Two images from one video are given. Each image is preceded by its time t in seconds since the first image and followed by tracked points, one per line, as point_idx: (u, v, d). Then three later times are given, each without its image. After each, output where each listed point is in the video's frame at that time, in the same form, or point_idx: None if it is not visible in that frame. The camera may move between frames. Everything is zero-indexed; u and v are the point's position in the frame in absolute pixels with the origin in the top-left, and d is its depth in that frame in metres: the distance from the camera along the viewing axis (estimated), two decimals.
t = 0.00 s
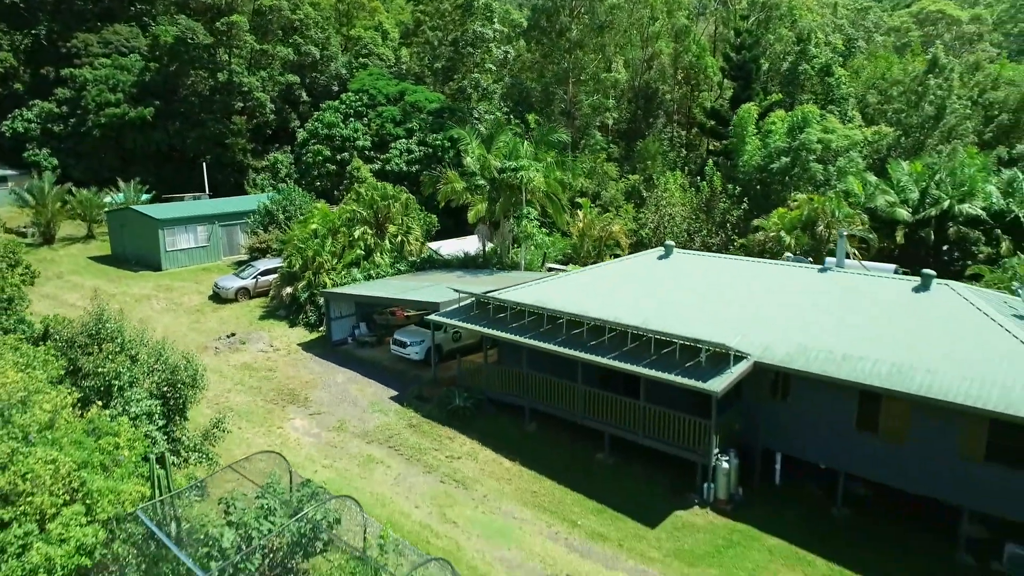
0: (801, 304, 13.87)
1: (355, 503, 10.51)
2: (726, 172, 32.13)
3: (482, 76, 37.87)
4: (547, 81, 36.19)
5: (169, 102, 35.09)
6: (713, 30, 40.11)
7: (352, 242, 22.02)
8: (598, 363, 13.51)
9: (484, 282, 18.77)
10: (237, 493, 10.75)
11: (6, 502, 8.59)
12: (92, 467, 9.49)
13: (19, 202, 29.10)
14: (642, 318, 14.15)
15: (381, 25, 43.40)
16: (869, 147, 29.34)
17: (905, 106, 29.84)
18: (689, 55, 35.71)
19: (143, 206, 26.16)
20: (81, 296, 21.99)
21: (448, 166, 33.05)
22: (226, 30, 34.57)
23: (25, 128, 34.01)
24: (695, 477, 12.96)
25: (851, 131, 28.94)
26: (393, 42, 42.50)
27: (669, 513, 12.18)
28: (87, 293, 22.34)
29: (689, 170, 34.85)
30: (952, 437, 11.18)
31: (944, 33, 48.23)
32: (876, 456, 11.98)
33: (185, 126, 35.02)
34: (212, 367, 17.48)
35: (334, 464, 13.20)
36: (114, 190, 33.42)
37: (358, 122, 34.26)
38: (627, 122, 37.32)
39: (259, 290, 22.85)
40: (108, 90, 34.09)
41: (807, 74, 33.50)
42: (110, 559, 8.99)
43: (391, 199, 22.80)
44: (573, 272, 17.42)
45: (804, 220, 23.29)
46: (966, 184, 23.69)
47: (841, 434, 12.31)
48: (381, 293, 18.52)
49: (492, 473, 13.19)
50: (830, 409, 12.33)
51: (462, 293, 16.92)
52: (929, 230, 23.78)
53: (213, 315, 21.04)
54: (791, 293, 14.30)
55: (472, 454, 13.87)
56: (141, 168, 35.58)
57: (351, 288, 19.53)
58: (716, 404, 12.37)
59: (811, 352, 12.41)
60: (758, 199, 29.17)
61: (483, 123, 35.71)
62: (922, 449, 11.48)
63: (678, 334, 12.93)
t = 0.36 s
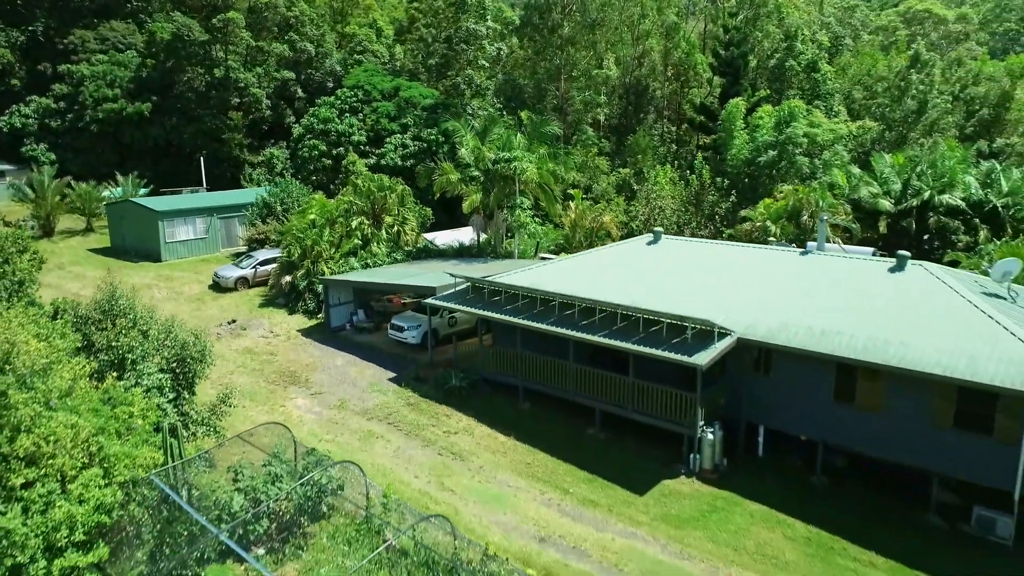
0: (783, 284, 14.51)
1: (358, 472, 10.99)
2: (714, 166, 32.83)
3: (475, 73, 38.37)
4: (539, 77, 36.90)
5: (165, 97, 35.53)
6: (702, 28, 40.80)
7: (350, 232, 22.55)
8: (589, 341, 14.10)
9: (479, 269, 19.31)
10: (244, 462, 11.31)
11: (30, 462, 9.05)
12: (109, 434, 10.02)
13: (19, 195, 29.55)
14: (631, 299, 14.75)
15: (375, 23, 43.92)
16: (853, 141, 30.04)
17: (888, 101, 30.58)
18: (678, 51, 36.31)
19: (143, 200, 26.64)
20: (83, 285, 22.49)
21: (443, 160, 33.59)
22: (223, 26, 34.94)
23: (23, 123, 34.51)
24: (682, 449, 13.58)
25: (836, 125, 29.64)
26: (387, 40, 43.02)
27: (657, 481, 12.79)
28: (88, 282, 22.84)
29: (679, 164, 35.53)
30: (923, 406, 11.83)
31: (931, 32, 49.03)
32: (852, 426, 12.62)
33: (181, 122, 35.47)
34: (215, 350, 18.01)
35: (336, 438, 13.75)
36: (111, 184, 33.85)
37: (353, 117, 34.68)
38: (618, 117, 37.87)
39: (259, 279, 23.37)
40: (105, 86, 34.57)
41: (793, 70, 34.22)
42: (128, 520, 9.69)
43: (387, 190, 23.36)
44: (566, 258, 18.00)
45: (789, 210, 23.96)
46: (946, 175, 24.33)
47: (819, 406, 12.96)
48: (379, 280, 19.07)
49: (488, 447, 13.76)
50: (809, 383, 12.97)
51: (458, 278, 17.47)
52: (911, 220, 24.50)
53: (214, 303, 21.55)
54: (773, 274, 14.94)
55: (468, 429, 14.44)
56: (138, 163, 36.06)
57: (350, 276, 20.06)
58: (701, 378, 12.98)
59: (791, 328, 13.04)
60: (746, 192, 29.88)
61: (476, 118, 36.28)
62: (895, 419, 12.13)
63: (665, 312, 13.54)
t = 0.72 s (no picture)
0: (767, 266, 15.11)
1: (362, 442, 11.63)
2: (703, 159, 33.45)
3: (469, 69, 38.94)
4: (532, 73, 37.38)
5: (162, 93, 35.98)
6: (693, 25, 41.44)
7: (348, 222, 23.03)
8: (581, 321, 14.67)
9: (474, 256, 19.85)
10: (251, 433, 11.85)
11: (50, 427, 9.51)
12: (124, 403, 10.52)
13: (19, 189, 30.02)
14: (621, 282, 15.33)
15: (370, 19, 44.33)
16: (840, 135, 30.71)
17: (873, 96, 31.26)
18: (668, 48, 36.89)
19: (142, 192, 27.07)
20: (86, 274, 22.97)
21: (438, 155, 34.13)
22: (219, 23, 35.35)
23: (21, 119, 35.09)
24: (670, 423, 14.16)
25: (822, 119, 30.26)
26: (382, 36, 43.44)
27: (646, 453, 13.37)
28: (90, 272, 23.33)
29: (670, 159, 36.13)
30: (898, 379, 12.45)
31: (920, 30, 49.70)
32: (831, 399, 13.22)
33: (178, 117, 35.93)
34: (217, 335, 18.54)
35: (337, 415, 14.29)
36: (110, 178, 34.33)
37: (349, 113, 35.03)
38: (610, 113, 38.41)
39: (258, 269, 23.88)
40: (103, 81, 35.07)
41: (781, 66, 34.86)
42: (142, 485, 10.23)
43: (384, 181, 23.85)
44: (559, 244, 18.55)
45: (775, 200, 24.60)
46: (928, 167, 24.98)
47: (801, 381, 13.55)
48: (377, 267, 19.58)
49: (484, 422, 14.33)
50: (791, 358, 13.58)
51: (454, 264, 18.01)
52: (893, 211, 25.13)
53: (214, 291, 22.05)
54: (757, 257, 15.54)
55: (464, 407, 15.00)
56: (136, 158, 36.60)
57: (348, 264, 20.55)
58: (688, 354, 13.59)
59: (775, 307, 13.64)
60: (734, 185, 30.53)
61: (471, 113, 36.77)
62: (872, 391, 12.75)
63: (654, 291, 14.12)
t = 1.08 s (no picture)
0: (753, 250, 15.69)
1: (364, 415, 12.19)
2: (694, 154, 34.06)
3: (464, 66, 39.49)
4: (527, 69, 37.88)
5: (160, 89, 36.40)
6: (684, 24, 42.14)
7: (346, 213, 23.49)
8: (574, 302, 15.23)
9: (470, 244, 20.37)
10: (257, 406, 12.46)
11: (70, 396, 10.01)
12: (138, 375, 10.98)
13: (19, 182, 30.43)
14: (613, 265, 15.91)
15: (366, 17, 44.83)
16: (828, 130, 31.36)
17: (860, 91, 31.96)
18: (660, 45, 37.42)
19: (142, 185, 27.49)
20: (89, 264, 23.43)
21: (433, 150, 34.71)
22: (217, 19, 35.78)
23: (20, 114, 35.45)
24: (659, 400, 14.74)
25: (810, 114, 30.93)
26: (378, 33, 43.92)
27: (636, 427, 13.93)
28: (93, 262, 23.78)
29: (662, 153, 36.77)
30: (876, 354, 13.06)
31: (909, 26, 50.37)
32: (814, 374, 13.82)
33: (176, 112, 36.34)
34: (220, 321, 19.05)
35: (339, 394, 14.82)
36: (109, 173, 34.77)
37: (346, 108, 35.38)
38: (603, 109, 38.99)
39: (257, 260, 24.36)
40: (102, 77, 35.50)
41: (770, 62, 35.51)
42: (156, 455, 10.75)
43: (381, 173, 24.34)
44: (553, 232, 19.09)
45: (764, 191, 25.24)
46: (912, 160, 25.60)
47: (785, 358, 14.14)
48: (376, 254, 20.08)
49: (480, 400, 14.91)
50: (775, 337, 14.18)
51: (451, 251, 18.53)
52: (879, 202, 25.75)
53: (215, 281, 22.55)
54: (744, 241, 16.14)
55: (462, 386, 15.56)
56: (134, 154, 37.20)
57: (347, 252, 21.02)
58: (676, 333, 14.16)
59: (760, 287, 14.23)
60: (724, 180, 31.19)
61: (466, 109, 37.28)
62: (851, 367, 13.36)
63: (644, 273, 14.70)
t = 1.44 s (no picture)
0: (742, 235, 16.25)
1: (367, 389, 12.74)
2: (687, 148, 34.65)
3: (461, 63, 39.99)
4: (522, 66, 38.37)
5: (161, 85, 36.81)
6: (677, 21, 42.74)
7: (346, 205, 23.94)
8: (569, 286, 15.78)
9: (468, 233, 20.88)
10: (264, 380, 13.01)
11: (88, 368, 10.50)
12: (152, 350, 11.53)
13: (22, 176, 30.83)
14: (607, 250, 16.45)
15: (363, 14, 45.34)
16: (817, 124, 31.98)
17: (849, 86, 32.62)
18: (654, 42, 37.88)
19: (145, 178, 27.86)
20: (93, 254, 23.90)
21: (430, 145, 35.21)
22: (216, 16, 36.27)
23: (21, 110, 35.80)
24: (651, 379, 15.28)
25: (800, 109, 31.53)
26: (375, 30, 44.41)
27: (629, 405, 14.48)
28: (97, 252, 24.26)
29: (655, 149, 37.37)
30: (859, 332, 13.62)
31: (901, 22, 50.89)
32: (799, 353, 14.38)
33: (176, 108, 36.72)
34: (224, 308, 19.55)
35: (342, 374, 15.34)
36: (110, 167, 35.20)
37: (344, 104, 35.85)
38: (597, 105, 39.58)
39: (258, 251, 24.86)
40: (103, 73, 35.90)
41: (762, 58, 36.11)
42: (169, 426, 11.31)
43: (380, 166, 24.85)
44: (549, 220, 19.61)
45: (754, 183, 25.86)
46: (899, 153, 26.17)
47: (772, 338, 14.70)
48: (375, 243, 20.58)
49: (479, 379, 15.46)
50: (763, 317, 14.74)
51: (450, 239, 19.04)
52: (867, 194, 26.34)
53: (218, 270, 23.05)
54: (734, 227, 16.70)
55: (460, 367, 16.10)
56: (134, 149, 37.90)
57: (347, 242, 21.53)
58: (668, 314, 14.72)
59: (748, 269, 14.79)
60: (716, 174, 31.81)
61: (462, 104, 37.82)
62: (836, 345, 13.91)
63: (637, 257, 15.25)
